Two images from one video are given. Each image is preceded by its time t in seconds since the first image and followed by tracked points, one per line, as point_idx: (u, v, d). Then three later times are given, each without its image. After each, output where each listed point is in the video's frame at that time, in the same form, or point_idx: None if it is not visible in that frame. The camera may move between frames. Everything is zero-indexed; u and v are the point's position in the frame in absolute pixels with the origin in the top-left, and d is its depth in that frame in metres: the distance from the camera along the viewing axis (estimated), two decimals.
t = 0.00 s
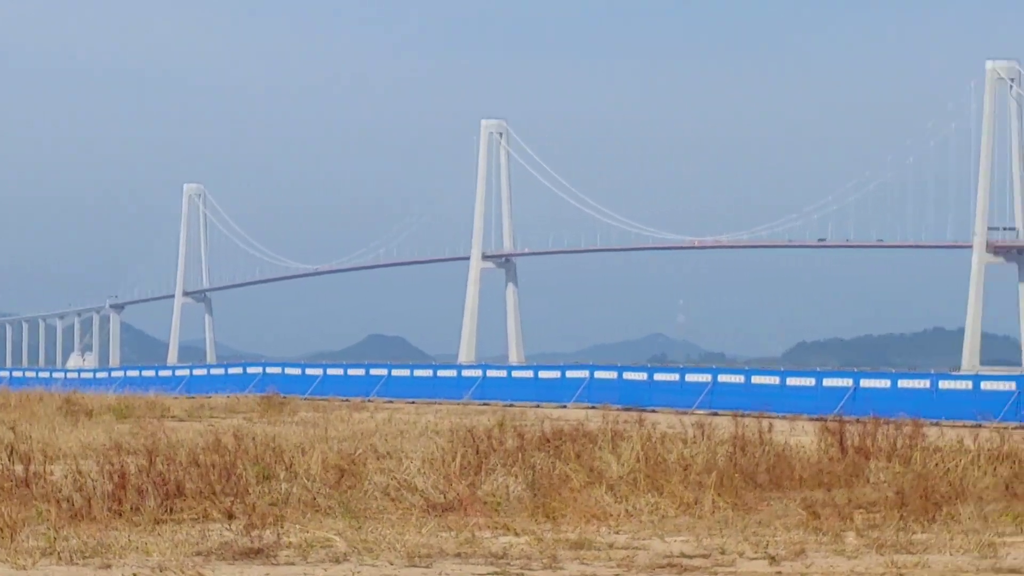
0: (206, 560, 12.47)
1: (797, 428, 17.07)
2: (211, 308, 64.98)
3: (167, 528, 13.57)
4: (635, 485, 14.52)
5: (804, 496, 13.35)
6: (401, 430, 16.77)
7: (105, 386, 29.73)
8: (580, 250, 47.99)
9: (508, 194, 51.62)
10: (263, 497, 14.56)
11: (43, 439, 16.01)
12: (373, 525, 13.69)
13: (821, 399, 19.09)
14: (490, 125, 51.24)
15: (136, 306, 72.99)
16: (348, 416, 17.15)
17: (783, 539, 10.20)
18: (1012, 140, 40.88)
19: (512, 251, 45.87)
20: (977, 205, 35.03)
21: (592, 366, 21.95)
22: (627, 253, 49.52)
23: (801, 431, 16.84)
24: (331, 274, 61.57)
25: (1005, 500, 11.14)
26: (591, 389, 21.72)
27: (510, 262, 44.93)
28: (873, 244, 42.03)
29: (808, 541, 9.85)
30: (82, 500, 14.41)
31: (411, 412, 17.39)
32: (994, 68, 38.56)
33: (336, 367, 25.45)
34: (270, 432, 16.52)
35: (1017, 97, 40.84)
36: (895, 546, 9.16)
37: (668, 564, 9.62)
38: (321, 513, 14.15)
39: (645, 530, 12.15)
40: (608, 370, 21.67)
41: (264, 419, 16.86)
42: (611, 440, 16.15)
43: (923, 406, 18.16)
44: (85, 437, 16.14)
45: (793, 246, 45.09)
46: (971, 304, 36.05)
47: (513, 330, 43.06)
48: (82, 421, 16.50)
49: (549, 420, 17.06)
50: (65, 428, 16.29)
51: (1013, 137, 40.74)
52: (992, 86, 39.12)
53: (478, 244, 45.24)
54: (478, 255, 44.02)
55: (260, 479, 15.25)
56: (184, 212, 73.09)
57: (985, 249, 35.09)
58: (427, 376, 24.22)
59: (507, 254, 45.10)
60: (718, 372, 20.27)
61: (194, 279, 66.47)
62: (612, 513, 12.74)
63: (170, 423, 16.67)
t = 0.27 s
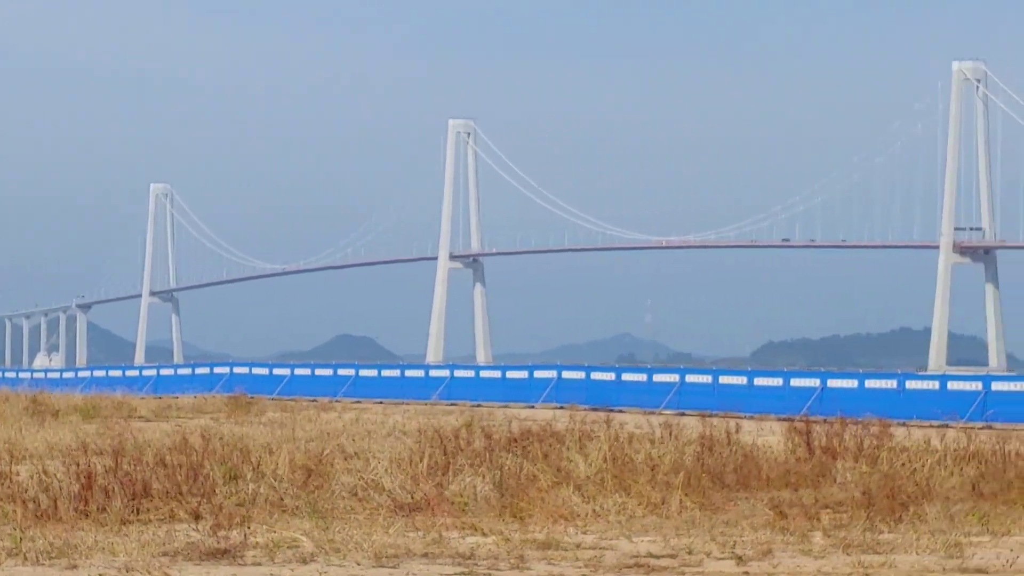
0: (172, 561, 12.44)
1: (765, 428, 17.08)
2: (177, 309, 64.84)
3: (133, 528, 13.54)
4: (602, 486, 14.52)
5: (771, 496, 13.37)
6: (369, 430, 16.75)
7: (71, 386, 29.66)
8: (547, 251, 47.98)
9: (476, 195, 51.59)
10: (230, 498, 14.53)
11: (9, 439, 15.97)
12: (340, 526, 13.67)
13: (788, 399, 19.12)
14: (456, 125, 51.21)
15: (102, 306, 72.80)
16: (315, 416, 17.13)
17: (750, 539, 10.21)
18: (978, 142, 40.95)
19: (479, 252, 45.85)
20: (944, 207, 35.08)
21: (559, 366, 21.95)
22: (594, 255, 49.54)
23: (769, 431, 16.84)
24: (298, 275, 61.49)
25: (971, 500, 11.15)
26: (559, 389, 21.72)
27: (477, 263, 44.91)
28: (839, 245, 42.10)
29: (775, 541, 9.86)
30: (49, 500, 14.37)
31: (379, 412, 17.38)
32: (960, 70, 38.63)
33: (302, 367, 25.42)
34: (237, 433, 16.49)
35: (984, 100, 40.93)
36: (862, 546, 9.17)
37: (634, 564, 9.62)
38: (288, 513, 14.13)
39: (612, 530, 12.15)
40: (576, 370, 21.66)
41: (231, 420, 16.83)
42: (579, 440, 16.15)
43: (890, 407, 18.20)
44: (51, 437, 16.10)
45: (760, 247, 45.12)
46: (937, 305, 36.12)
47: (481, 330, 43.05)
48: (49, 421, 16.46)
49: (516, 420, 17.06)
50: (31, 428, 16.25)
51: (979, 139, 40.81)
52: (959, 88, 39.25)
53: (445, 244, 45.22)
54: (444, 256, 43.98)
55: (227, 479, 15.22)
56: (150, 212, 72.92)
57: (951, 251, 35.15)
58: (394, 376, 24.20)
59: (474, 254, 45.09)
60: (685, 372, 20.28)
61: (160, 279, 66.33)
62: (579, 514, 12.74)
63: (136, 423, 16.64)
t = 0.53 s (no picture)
0: (145, 561, 12.42)
1: (738, 428, 17.11)
2: (150, 308, 64.75)
3: (106, 528, 13.52)
4: (576, 486, 14.52)
5: (744, 496, 13.38)
6: (342, 430, 16.74)
7: (44, 386, 29.61)
8: (521, 251, 47.98)
9: (450, 195, 51.57)
10: (203, 498, 14.52)
11: None
12: (313, 526, 13.65)
13: (761, 399, 19.14)
14: (430, 125, 51.21)
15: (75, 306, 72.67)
16: (289, 416, 17.12)
17: (722, 539, 10.22)
18: (951, 143, 41.02)
19: (453, 252, 45.84)
20: (917, 208, 35.14)
21: (533, 366, 21.96)
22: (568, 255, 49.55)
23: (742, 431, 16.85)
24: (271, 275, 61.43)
25: (944, 500, 11.18)
26: (532, 389, 21.72)
27: (451, 264, 44.91)
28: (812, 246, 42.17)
29: (748, 541, 9.87)
30: (21, 501, 14.35)
31: (352, 412, 17.37)
32: (932, 71, 38.69)
33: (275, 368, 25.40)
34: (210, 433, 16.48)
35: (956, 100, 41.02)
36: (834, 546, 9.18)
37: (607, 564, 9.63)
38: (261, 513, 14.11)
39: (585, 531, 12.15)
40: (549, 370, 21.67)
41: (204, 420, 16.81)
42: (552, 440, 16.16)
43: (863, 407, 18.23)
44: (23, 437, 16.08)
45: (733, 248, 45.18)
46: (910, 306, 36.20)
47: (455, 330, 43.05)
48: (21, 421, 16.43)
49: (489, 420, 17.06)
50: (4, 428, 16.22)
51: (952, 139, 40.88)
52: (931, 88, 39.34)
53: (419, 244, 45.21)
54: (418, 256, 43.96)
55: (200, 479, 15.20)
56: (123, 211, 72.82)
57: (924, 252, 35.22)
58: (367, 376, 24.18)
59: (448, 254, 45.08)
60: (659, 372, 20.30)
61: (134, 278, 66.21)
62: (552, 514, 12.73)
63: (109, 423, 16.61)
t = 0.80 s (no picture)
0: (121, 561, 12.40)
1: (715, 428, 17.12)
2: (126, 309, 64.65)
3: (82, 529, 13.49)
4: (553, 486, 14.51)
5: (721, 496, 13.39)
6: (318, 430, 16.73)
7: (20, 386, 29.55)
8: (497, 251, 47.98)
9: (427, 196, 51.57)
10: (179, 498, 14.49)
11: None
12: (290, 527, 13.64)
13: (738, 399, 19.16)
14: (407, 125, 51.20)
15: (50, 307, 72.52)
16: (266, 416, 17.11)
17: (700, 539, 10.23)
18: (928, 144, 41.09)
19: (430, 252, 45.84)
20: (893, 209, 35.20)
21: (510, 367, 21.96)
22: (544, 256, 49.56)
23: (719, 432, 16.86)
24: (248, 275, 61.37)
25: (920, 499, 11.20)
26: (509, 390, 21.72)
27: (428, 264, 44.89)
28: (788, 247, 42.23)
29: (725, 541, 9.88)
30: None
31: (328, 412, 17.35)
32: (909, 72, 38.73)
33: (252, 368, 25.37)
34: (186, 433, 16.45)
35: (933, 101, 41.10)
36: (811, 546, 9.19)
37: (584, 564, 9.63)
38: (238, 514, 14.09)
39: (562, 531, 12.14)
40: (526, 370, 21.68)
41: (180, 420, 16.79)
42: (529, 441, 16.16)
43: (839, 407, 18.25)
44: None
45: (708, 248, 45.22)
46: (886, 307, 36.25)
47: (432, 330, 43.04)
48: None
49: (466, 420, 17.06)
50: None
51: (928, 140, 40.93)
52: (908, 89, 39.42)
53: (396, 245, 45.20)
54: (395, 257, 43.95)
55: (177, 480, 15.18)
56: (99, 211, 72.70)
57: (900, 253, 35.27)
58: (344, 376, 24.17)
59: (425, 254, 45.07)
60: (636, 372, 20.30)
61: (109, 279, 66.09)
62: (529, 515, 12.73)
63: (86, 423, 16.59)
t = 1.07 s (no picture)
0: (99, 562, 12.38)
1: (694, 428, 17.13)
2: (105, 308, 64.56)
3: (61, 529, 13.46)
4: (532, 486, 14.50)
5: (701, 497, 13.40)
6: (298, 430, 16.72)
7: None
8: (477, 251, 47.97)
9: (406, 196, 51.55)
10: (158, 499, 14.46)
11: None
12: (269, 527, 13.61)
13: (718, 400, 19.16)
14: (388, 125, 51.19)
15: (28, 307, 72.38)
16: (245, 417, 17.09)
17: (679, 539, 10.23)
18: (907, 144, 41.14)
19: (410, 252, 45.82)
20: (873, 209, 35.24)
21: (489, 367, 21.94)
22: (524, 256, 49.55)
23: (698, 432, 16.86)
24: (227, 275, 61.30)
25: (899, 500, 11.21)
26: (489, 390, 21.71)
27: (408, 264, 44.87)
28: (768, 248, 42.27)
29: (705, 542, 9.89)
30: None
31: (308, 413, 17.34)
32: (889, 72, 38.78)
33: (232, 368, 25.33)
34: (165, 433, 16.43)
35: (912, 101, 41.15)
36: (791, 546, 9.20)
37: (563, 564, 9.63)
38: (217, 514, 14.07)
39: (542, 532, 12.13)
40: (506, 371, 21.67)
41: (159, 421, 16.77)
42: (508, 441, 16.15)
43: (818, 408, 18.27)
44: None
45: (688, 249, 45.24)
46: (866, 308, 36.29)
47: (412, 330, 43.03)
48: None
49: (446, 420, 17.06)
50: None
51: (907, 140, 40.98)
52: (888, 90, 39.47)
53: (376, 245, 45.17)
54: (375, 256, 43.93)
55: (156, 480, 15.15)
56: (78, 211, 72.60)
57: (880, 253, 35.31)
58: (323, 377, 24.14)
59: (405, 254, 45.06)
60: (616, 372, 20.30)
61: (88, 278, 65.99)
62: (508, 515, 12.71)
63: (65, 424, 16.57)
